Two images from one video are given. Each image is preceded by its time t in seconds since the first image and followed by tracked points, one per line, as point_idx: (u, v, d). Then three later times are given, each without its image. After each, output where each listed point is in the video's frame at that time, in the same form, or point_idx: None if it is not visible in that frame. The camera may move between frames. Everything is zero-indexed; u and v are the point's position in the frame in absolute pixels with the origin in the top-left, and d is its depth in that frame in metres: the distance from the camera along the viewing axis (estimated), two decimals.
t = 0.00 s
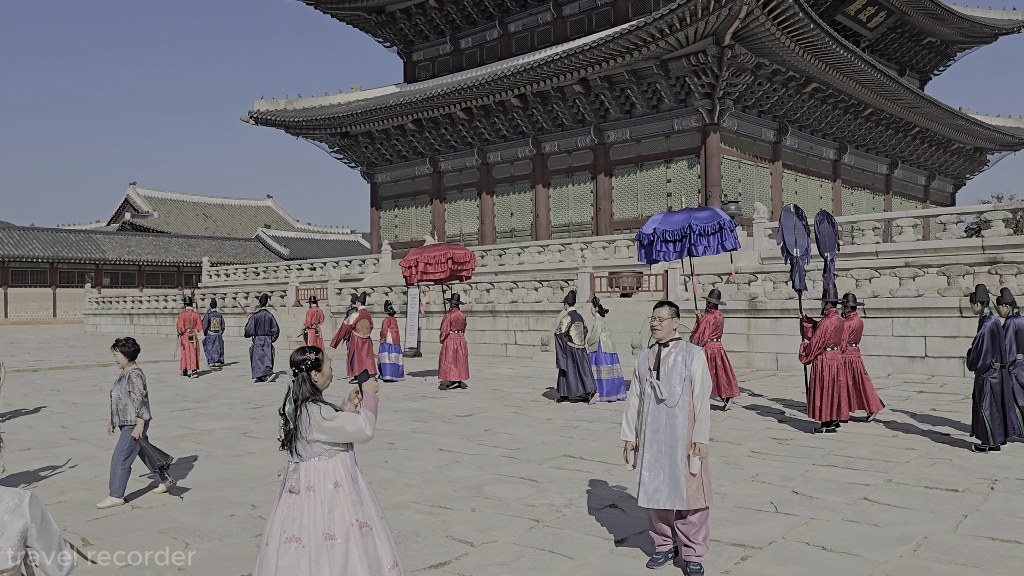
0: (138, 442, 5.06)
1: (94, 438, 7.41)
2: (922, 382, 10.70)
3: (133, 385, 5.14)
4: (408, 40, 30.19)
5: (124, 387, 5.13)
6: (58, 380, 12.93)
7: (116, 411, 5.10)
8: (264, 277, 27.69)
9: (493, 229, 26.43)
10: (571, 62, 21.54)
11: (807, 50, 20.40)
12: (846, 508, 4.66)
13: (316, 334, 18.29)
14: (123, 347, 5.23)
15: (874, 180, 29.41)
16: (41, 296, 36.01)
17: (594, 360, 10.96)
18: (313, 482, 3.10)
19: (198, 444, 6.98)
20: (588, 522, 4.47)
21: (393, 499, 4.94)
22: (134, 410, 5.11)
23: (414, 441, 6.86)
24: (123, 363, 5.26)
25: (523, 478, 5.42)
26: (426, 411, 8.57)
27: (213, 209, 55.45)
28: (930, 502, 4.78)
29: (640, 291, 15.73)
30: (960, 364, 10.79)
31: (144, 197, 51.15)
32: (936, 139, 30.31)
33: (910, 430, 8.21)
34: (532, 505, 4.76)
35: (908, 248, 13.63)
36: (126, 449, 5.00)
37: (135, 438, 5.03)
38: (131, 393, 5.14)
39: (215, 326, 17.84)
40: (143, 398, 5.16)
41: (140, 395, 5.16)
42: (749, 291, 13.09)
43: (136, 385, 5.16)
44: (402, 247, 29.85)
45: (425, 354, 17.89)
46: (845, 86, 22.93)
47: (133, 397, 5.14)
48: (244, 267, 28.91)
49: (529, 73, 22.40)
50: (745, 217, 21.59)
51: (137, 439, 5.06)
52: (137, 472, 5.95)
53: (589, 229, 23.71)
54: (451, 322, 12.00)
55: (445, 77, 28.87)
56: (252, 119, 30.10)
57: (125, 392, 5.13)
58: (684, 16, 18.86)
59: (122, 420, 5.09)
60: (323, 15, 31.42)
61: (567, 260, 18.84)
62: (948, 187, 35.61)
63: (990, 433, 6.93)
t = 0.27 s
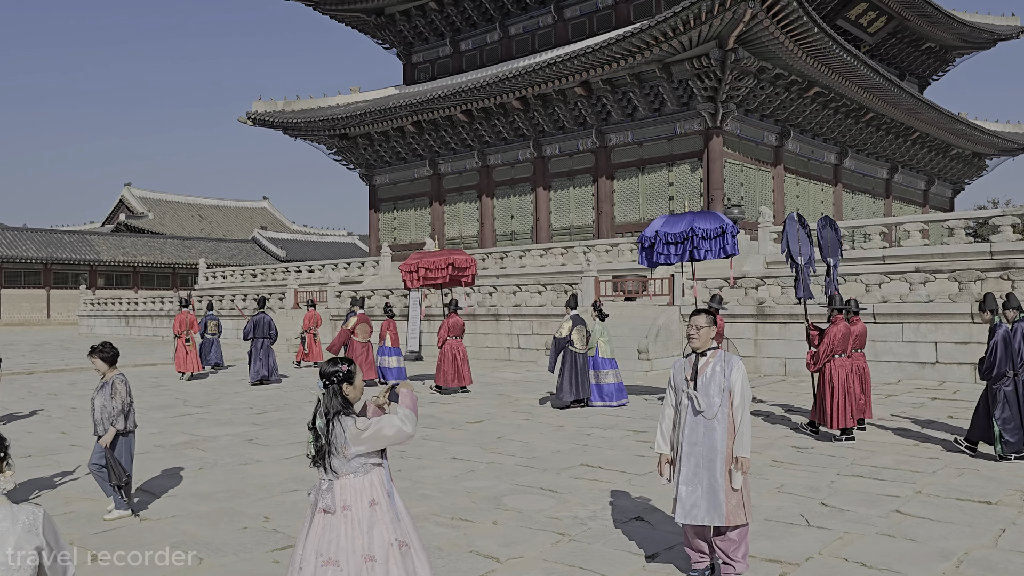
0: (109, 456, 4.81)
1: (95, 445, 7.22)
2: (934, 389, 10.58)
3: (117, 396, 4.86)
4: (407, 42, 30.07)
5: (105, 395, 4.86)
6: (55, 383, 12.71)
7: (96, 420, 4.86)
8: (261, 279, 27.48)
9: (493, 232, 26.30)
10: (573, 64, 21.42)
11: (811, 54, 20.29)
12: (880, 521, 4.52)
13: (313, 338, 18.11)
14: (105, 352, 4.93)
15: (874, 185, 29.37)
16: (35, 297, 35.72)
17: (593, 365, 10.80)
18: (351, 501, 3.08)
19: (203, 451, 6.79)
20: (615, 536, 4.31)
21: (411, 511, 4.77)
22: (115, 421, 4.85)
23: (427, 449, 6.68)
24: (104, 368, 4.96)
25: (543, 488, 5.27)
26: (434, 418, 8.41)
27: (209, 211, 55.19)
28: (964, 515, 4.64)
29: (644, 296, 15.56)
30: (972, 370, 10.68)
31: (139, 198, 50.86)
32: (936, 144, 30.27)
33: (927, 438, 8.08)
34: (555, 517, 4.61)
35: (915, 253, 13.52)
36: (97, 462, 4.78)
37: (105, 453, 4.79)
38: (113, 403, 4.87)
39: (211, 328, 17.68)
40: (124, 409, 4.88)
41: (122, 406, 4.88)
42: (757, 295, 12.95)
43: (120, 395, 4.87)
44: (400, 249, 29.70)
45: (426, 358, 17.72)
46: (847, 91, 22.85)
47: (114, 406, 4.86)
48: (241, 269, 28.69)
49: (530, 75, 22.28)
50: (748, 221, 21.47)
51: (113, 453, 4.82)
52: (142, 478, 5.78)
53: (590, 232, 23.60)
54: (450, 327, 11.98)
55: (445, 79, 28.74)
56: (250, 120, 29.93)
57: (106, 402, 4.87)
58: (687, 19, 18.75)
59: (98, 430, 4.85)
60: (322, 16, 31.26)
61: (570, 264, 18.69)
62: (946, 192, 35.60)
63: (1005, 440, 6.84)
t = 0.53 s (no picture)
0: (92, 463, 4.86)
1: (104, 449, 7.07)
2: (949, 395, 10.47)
3: (101, 405, 4.88)
4: (411, 45, 30.00)
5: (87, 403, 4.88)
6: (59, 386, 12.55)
7: (79, 428, 4.87)
8: (263, 283, 27.34)
9: (497, 236, 26.21)
10: (579, 67, 21.33)
11: (818, 58, 20.22)
12: (920, 530, 4.40)
13: (313, 342, 17.95)
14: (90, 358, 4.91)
15: (878, 191, 29.29)
16: (34, 299, 35.52)
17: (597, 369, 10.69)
18: (400, 511, 3.05)
19: (216, 456, 6.64)
20: (650, 545, 4.19)
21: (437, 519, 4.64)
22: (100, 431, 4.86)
23: (445, 454, 6.54)
24: (87, 375, 4.95)
25: (569, 496, 5.14)
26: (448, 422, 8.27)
27: (209, 214, 55.04)
28: (1004, 524, 4.52)
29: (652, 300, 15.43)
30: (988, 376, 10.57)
31: (139, 201, 50.74)
32: (940, 150, 30.22)
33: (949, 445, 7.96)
34: (586, 526, 4.48)
35: (927, 258, 13.41)
36: (76, 472, 4.77)
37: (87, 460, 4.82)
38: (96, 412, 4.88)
39: (211, 332, 17.57)
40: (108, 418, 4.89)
41: (106, 416, 4.89)
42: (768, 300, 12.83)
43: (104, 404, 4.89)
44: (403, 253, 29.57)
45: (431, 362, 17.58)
46: (854, 96, 22.77)
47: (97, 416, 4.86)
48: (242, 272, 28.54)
49: (536, 78, 22.21)
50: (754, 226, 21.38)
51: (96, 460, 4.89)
52: (156, 483, 5.64)
53: (595, 237, 23.50)
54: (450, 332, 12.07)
55: (448, 82, 28.65)
56: (252, 123, 29.82)
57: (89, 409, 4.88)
58: (694, 22, 18.66)
59: (81, 438, 4.84)
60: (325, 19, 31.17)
61: (576, 268, 18.57)
62: (949, 198, 35.54)
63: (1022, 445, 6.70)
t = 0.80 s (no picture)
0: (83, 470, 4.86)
1: (116, 455, 6.93)
2: (970, 401, 10.31)
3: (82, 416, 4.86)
4: (418, 47, 29.95)
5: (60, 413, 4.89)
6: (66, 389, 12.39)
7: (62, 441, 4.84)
8: (269, 285, 27.21)
9: (504, 239, 26.09)
10: (589, 70, 21.21)
11: (829, 62, 20.06)
12: (966, 545, 4.25)
13: (316, 345, 17.81)
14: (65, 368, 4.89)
15: (887, 195, 29.14)
16: (38, 301, 35.42)
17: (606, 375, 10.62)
18: (452, 533, 2.97)
19: (231, 462, 6.49)
20: (690, 560, 4.04)
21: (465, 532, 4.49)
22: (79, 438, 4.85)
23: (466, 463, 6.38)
24: (63, 387, 4.93)
25: (600, 507, 4.99)
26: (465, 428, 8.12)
27: (213, 216, 54.96)
28: None
29: (664, 304, 15.27)
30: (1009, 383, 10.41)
31: (143, 203, 50.66)
32: (949, 154, 30.06)
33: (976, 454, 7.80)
34: (621, 539, 4.33)
35: (943, 262, 13.26)
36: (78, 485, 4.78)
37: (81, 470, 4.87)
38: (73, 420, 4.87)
39: (215, 335, 17.45)
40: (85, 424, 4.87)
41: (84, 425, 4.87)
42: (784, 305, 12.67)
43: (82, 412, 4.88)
44: (409, 256, 29.47)
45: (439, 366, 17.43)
46: (864, 100, 22.62)
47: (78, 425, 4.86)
48: (248, 274, 28.42)
49: (545, 81, 22.09)
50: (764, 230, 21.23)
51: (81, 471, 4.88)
52: (172, 492, 5.48)
53: (603, 240, 23.37)
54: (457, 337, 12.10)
55: (456, 84, 28.55)
56: (258, 124, 29.73)
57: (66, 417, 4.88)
58: (705, 25, 18.54)
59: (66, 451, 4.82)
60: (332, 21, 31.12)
61: (586, 271, 18.43)
62: (957, 203, 35.39)
63: None
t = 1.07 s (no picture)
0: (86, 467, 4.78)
1: (135, 459, 6.81)
2: (997, 406, 10.12)
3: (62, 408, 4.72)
4: (429, 49, 29.89)
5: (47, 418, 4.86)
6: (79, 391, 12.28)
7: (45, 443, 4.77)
8: (280, 288, 27.11)
9: (516, 242, 25.97)
10: (602, 71, 21.08)
11: (844, 63, 19.87)
12: None
13: (324, 347, 17.67)
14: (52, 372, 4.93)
15: (900, 198, 28.92)
16: (47, 304, 35.39)
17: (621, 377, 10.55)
18: (514, 545, 2.84)
19: (253, 466, 6.36)
20: (738, 571, 3.89)
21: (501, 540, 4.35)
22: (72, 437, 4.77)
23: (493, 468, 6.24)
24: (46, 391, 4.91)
25: (637, 515, 4.85)
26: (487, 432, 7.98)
27: (221, 219, 54.96)
28: None
29: (680, 307, 15.08)
30: None
31: (152, 205, 50.68)
32: (963, 157, 29.82)
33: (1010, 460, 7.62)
34: (664, 548, 4.18)
35: (965, 265, 13.09)
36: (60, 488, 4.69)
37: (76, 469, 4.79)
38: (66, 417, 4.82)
39: (223, 337, 17.35)
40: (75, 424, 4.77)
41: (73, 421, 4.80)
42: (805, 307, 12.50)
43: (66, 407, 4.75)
44: (419, 258, 29.36)
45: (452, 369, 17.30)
46: (880, 102, 22.42)
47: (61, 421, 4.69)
48: (258, 277, 28.35)
49: (557, 82, 21.97)
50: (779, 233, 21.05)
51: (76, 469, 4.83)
52: (195, 495, 5.35)
53: (616, 243, 23.23)
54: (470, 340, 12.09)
55: (467, 86, 28.46)
56: (268, 127, 29.68)
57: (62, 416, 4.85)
58: (720, 26, 18.39)
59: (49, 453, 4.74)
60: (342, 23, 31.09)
61: (600, 274, 18.27)
62: (970, 206, 35.13)
63: None
